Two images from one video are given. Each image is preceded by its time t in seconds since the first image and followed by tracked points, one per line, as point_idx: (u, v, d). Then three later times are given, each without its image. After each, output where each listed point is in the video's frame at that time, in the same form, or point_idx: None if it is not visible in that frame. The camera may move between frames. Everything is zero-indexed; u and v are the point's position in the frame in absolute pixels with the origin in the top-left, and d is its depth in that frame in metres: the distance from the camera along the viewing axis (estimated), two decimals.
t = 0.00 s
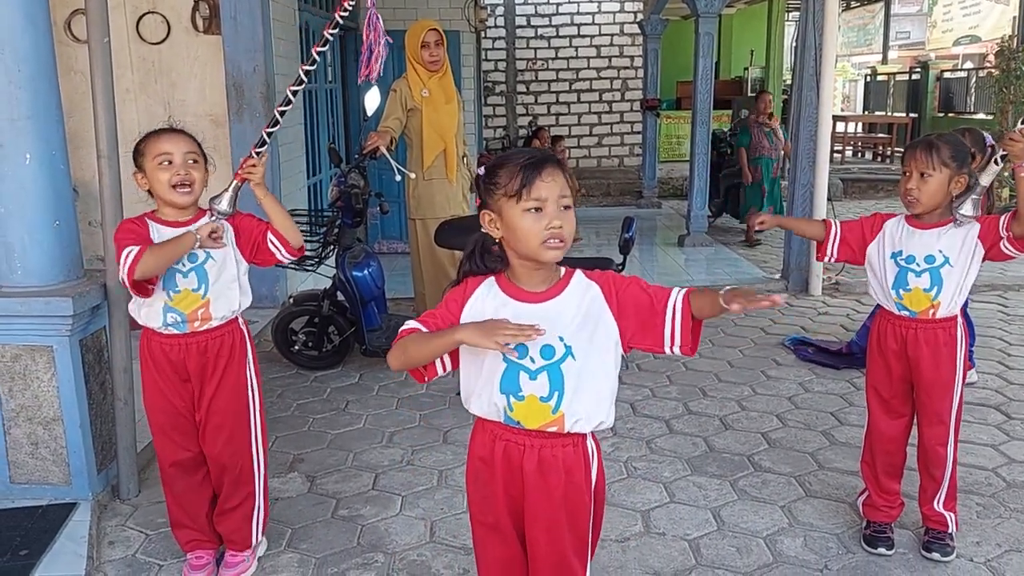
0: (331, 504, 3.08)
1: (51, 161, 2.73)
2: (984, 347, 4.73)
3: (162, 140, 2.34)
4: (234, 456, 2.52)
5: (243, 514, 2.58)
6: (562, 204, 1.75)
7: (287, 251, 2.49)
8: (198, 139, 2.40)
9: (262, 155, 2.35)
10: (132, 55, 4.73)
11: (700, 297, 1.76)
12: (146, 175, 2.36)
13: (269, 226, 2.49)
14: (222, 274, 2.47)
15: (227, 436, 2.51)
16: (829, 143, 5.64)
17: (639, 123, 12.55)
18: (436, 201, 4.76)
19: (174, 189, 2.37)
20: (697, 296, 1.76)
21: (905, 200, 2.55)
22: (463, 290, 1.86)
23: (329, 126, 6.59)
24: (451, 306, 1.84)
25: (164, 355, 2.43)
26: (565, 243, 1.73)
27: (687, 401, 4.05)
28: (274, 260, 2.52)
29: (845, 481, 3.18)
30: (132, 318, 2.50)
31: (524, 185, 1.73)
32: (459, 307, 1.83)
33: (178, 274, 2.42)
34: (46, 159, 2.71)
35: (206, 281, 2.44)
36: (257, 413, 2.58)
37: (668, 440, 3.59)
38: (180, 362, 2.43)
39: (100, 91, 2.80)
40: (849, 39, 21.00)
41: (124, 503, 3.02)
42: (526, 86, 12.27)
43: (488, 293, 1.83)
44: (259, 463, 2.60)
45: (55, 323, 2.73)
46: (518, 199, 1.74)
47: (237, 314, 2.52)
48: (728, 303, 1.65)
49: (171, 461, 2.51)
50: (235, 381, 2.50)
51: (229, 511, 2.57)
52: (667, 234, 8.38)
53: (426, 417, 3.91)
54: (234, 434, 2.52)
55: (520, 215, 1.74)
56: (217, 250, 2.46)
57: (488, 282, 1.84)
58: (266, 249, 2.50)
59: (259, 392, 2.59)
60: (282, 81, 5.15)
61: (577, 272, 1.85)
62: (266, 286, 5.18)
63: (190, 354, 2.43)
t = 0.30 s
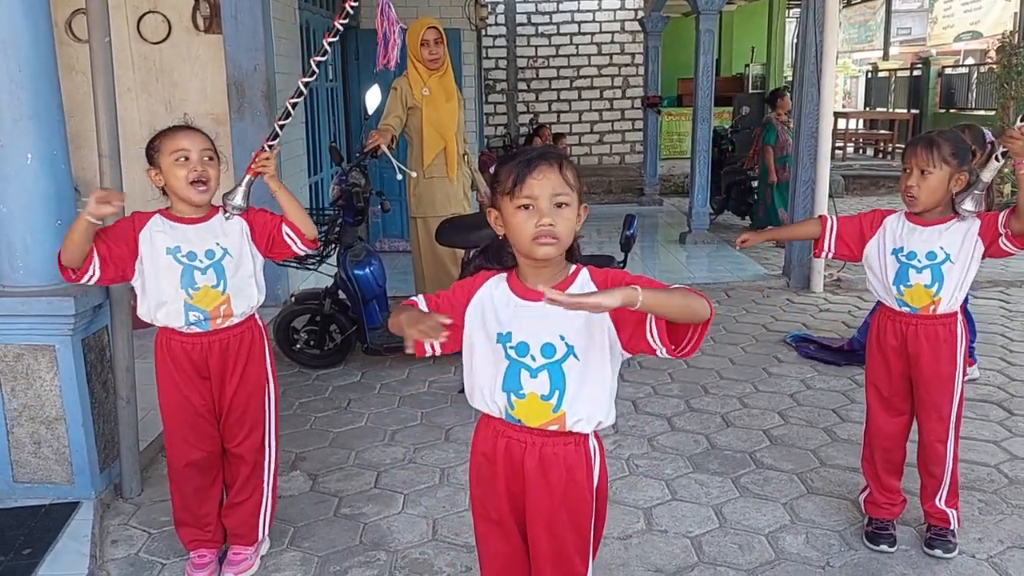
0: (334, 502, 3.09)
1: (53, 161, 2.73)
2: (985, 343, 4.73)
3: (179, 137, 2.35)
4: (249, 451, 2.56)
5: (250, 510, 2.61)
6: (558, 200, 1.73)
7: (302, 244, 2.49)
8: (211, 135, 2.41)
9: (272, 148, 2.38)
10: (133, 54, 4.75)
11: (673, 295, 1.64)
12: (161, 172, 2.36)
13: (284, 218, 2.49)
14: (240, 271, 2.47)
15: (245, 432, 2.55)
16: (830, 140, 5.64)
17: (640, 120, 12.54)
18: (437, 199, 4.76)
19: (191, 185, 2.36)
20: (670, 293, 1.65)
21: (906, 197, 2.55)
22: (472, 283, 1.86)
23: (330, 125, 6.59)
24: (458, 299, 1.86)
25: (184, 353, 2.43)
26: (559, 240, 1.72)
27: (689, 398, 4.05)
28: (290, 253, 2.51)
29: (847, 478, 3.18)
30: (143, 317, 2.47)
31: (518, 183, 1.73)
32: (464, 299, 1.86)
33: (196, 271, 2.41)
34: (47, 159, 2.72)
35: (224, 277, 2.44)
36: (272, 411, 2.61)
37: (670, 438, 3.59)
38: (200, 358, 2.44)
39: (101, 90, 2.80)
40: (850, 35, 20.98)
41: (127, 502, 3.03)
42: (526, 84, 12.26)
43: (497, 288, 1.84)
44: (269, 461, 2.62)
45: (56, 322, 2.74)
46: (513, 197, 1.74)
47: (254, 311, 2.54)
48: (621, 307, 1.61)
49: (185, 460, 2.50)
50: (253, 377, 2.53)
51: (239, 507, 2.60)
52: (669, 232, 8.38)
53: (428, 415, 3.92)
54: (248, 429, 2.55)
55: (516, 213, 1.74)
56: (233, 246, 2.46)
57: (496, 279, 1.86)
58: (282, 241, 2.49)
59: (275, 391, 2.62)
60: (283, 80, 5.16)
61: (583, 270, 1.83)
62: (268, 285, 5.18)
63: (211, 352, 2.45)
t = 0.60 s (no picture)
0: (337, 501, 3.09)
1: (55, 162, 2.73)
2: (988, 339, 4.72)
3: (197, 141, 2.36)
4: (261, 450, 2.58)
5: (257, 510, 2.61)
6: (556, 201, 1.72)
7: (315, 242, 2.50)
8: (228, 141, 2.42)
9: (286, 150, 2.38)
10: (135, 55, 4.76)
11: (646, 335, 1.63)
12: (177, 175, 2.37)
13: (297, 217, 2.49)
14: (255, 271, 2.47)
15: (257, 431, 2.57)
16: (832, 137, 5.63)
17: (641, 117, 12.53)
18: (439, 198, 4.75)
19: (208, 190, 2.37)
20: (644, 333, 1.63)
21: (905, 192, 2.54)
22: (477, 279, 1.87)
23: (331, 124, 6.59)
24: (460, 300, 1.87)
25: (199, 352, 2.43)
26: (554, 242, 1.71)
27: (692, 396, 4.04)
28: (303, 251, 2.52)
29: (850, 475, 3.18)
30: (157, 318, 2.47)
31: (518, 183, 1.73)
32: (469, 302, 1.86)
33: (211, 272, 2.41)
34: (50, 160, 2.72)
35: (239, 277, 2.44)
36: (282, 411, 2.63)
37: (673, 435, 3.59)
38: (215, 358, 2.44)
39: (103, 91, 2.80)
40: (851, 31, 20.95)
41: (130, 501, 3.03)
42: (528, 82, 12.25)
43: (503, 285, 1.83)
44: (276, 461, 2.63)
45: (59, 322, 2.74)
46: (513, 197, 1.75)
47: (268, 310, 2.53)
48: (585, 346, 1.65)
49: (195, 463, 2.48)
50: (267, 377, 2.54)
51: (246, 506, 2.60)
52: (671, 229, 8.37)
53: (431, 413, 3.92)
54: (259, 428, 2.57)
55: (515, 213, 1.75)
56: (247, 247, 2.45)
57: (502, 274, 1.86)
58: (295, 240, 2.50)
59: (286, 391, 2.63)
60: (284, 79, 5.15)
61: (590, 271, 1.81)
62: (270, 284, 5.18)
63: (226, 351, 2.45)
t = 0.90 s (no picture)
0: (335, 503, 3.09)
1: (52, 164, 2.73)
2: (986, 337, 4.71)
3: (198, 143, 2.35)
4: (254, 453, 2.57)
5: (253, 512, 2.61)
6: (551, 205, 1.71)
7: (310, 249, 2.46)
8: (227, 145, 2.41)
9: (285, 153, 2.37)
10: (132, 56, 4.64)
11: (646, 334, 1.63)
12: (173, 176, 2.37)
13: (293, 223, 2.47)
14: (246, 273, 2.47)
15: (249, 434, 2.55)
16: (830, 135, 5.63)
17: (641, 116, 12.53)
18: (438, 197, 4.75)
19: (205, 194, 2.38)
20: (643, 331, 1.64)
21: (900, 190, 2.53)
22: (473, 280, 1.85)
23: (330, 124, 6.59)
24: (456, 300, 1.85)
25: (188, 356, 2.43)
26: (550, 246, 1.71)
27: (691, 394, 4.04)
28: (297, 257, 2.49)
29: (849, 473, 3.17)
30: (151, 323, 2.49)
31: (514, 188, 1.73)
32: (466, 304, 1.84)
33: (202, 274, 2.42)
34: (47, 161, 2.71)
35: (230, 280, 2.44)
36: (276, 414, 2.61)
37: (672, 434, 3.59)
38: (204, 361, 2.44)
39: (99, 92, 2.80)
40: (850, 29, 20.95)
41: (128, 504, 3.03)
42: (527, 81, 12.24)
43: (500, 285, 1.82)
44: (273, 463, 2.62)
45: (56, 324, 2.73)
46: (509, 202, 1.75)
47: (259, 313, 2.53)
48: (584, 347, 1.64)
49: (188, 465, 2.49)
50: (258, 379, 2.53)
51: (243, 508, 2.60)
52: (670, 227, 8.37)
53: (430, 414, 3.91)
54: (252, 431, 2.56)
55: (511, 218, 1.75)
56: (240, 249, 2.46)
57: (501, 273, 1.84)
58: (289, 245, 2.48)
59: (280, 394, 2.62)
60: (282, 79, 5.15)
61: (588, 271, 1.81)
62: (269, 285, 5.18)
63: (215, 354, 2.45)
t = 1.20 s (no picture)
0: (333, 507, 3.08)
1: (49, 167, 2.73)
2: (986, 340, 4.71)
3: (189, 146, 2.35)
4: (251, 457, 2.56)
5: (251, 516, 2.60)
6: (548, 211, 1.71)
7: (307, 249, 2.47)
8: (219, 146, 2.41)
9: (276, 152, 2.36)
10: (131, 59, 4.75)
11: (647, 344, 1.64)
12: (165, 180, 2.38)
13: (289, 224, 2.47)
14: (241, 277, 2.46)
15: (246, 438, 2.55)
16: (829, 139, 5.63)
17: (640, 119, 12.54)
18: (437, 200, 4.75)
19: (197, 197, 2.38)
20: (644, 342, 1.64)
21: (896, 194, 2.54)
22: (471, 281, 1.83)
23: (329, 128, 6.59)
24: (454, 302, 1.82)
25: (183, 359, 2.43)
26: (546, 252, 1.70)
27: (690, 398, 4.04)
28: (294, 257, 2.50)
29: (848, 476, 3.17)
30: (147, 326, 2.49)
31: (511, 194, 1.74)
32: (467, 302, 1.82)
33: (196, 278, 2.42)
34: (44, 165, 2.71)
35: (225, 283, 2.44)
36: (273, 418, 2.60)
37: (671, 437, 3.58)
38: (199, 365, 2.44)
39: (97, 96, 2.79)
40: (849, 33, 20.97)
41: (126, 508, 3.02)
42: (527, 85, 12.26)
43: (501, 288, 1.81)
44: (269, 467, 2.62)
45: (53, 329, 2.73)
46: (507, 208, 1.75)
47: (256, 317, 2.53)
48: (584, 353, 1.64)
49: (185, 468, 2.49)
50: (254, 384, 2.53)
51: (240, 513, 2.60)
52: (670, 231, 8.37)
53: (429, 417, 3.91)
54: (249, 435, 2.55)
55: (509, 224, 1.75)
56: (235, 252, 2.45)
57: (501, 274, 1.83)
58: (286, 246, 2.48)
59: (277, 397, 2.61)
60: (281, 83, 5.15)
61: (587, 275, 1.81)
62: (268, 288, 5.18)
63: (210, 358, 2.44)
